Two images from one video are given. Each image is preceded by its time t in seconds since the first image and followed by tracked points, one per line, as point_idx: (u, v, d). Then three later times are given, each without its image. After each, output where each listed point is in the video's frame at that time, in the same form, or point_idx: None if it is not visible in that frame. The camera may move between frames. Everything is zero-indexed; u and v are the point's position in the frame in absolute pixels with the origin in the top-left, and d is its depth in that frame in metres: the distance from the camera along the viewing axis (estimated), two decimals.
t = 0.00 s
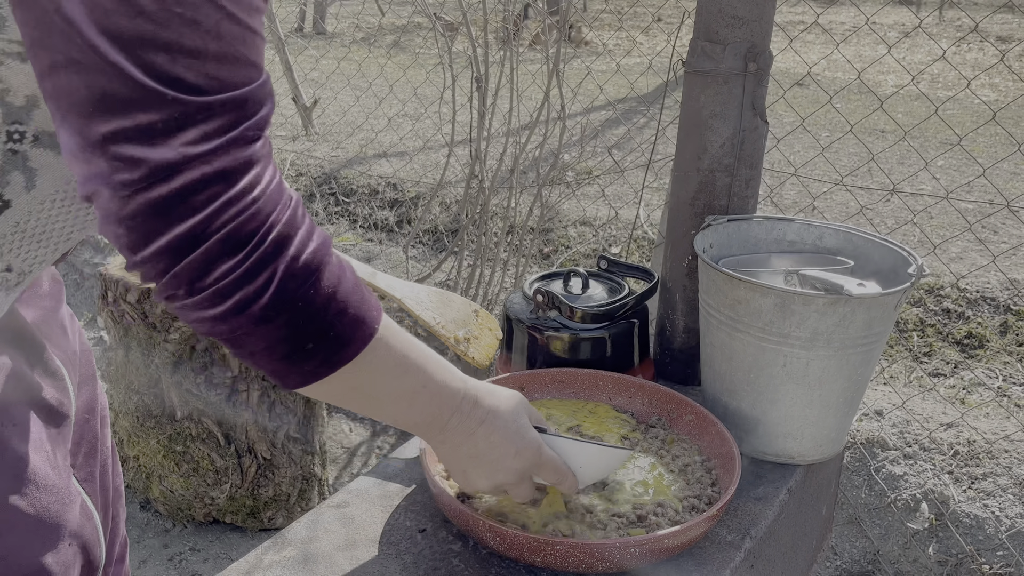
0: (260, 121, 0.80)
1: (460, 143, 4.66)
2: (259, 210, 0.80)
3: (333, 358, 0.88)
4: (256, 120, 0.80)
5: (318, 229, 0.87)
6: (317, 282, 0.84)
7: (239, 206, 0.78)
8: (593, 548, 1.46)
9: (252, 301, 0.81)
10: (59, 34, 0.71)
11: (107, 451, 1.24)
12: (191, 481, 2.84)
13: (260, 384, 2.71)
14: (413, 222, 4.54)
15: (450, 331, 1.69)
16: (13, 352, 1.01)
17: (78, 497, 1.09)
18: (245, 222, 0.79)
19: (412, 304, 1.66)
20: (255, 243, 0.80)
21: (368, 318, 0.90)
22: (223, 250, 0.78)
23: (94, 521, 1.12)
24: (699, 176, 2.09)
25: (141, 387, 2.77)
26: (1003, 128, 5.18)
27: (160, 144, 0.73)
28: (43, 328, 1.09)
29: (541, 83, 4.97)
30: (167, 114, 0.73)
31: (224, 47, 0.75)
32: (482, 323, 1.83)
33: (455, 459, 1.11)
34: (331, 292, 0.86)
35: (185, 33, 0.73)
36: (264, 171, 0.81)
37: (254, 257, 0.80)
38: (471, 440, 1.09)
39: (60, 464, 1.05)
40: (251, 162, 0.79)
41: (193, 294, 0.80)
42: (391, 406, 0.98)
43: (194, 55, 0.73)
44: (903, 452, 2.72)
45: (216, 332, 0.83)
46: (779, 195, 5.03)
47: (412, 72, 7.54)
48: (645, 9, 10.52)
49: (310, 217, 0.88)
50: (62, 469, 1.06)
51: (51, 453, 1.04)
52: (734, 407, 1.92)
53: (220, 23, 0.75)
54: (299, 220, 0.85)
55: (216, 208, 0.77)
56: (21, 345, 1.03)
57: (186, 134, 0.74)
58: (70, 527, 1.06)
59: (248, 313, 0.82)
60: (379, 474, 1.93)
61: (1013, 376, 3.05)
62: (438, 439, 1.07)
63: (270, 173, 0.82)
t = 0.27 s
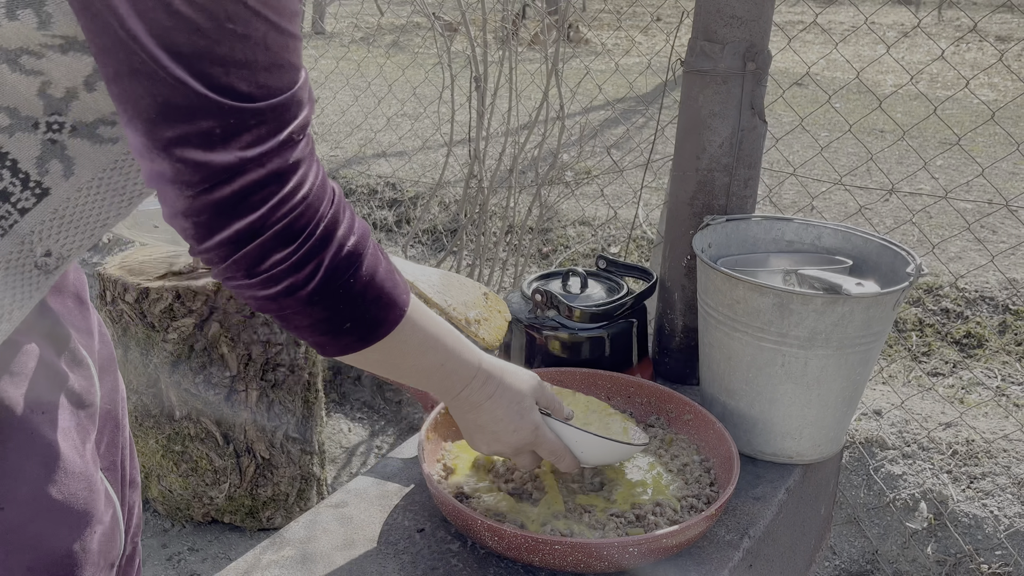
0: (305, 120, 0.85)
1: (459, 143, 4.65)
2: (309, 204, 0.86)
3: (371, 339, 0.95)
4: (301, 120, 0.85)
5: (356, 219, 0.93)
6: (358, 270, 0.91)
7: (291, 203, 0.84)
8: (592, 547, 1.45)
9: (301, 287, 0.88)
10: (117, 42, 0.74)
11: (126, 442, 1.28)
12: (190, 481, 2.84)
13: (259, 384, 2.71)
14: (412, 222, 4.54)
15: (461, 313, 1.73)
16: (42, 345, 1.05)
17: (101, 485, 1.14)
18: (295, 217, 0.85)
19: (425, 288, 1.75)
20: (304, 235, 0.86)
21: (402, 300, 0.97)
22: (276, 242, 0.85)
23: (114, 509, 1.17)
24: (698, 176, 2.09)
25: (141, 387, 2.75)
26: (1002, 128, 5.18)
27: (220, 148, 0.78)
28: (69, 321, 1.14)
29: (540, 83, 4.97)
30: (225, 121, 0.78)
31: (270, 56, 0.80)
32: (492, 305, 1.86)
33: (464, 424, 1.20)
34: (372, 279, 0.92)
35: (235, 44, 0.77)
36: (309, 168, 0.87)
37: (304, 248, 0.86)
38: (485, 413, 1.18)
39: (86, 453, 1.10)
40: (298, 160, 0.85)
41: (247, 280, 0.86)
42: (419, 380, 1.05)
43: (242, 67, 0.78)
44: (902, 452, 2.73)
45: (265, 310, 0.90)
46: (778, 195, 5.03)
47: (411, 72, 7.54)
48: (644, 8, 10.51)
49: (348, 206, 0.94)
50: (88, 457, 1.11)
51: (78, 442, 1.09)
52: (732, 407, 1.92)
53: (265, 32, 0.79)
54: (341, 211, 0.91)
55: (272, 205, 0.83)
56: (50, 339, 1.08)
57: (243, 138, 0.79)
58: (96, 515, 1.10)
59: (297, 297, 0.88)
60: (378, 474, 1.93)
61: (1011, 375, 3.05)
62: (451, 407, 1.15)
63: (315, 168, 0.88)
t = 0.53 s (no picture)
0: (333, 110, 0.91)
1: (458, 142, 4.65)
2: (340, 190, 0.93)
3: (396, 317, 1.02)
4: (329, 110, 0.90)
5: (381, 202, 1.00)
6: (383, 251, 0.98)
7: (322, 190, 0.91)
8: (591, 547, 1.46)
9: (331, 265, 0.95)
10: (156, 44, 0.81)
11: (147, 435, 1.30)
12: (189, 481, 2.83)
13: (258, 383, 2.71)
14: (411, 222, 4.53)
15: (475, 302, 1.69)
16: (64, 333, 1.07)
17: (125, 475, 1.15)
18: (326, 201, 0.92)
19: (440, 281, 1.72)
20: (335, 219, 0.93)
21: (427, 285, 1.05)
22: (309, 226, 0.91)
23: (139, 499, 1.18)
24: (697, 175, 2.09)
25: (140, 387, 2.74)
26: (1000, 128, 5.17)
27: (257, 139, 0.85)
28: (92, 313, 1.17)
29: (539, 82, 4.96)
30: (261, 115, 0.84)
31: (299, 51, 0.85)
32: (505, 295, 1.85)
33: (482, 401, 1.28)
34: (396, 259, 1.00)
35: (266, 41, 0.82)
36: (339, 156, 0.93)
37: (335, 231, 0.93)
38: (499, 394, 1.26)
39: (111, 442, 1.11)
40: (329, 149, 0.91)
41: (283, 259, 0.93)
42: (439, 357, 1.14)
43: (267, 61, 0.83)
44: (901, 451, 2.73)
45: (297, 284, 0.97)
46: (776, 195, 5.03)
47: (410, 72, 7.54)
48: (643, 8, 10.51)
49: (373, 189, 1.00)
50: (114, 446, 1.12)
51: (104, 430, 1.10)
52: (731, 406, 1.92)
53: (294, 28, 0.84)
54: (367, 195, 0.97)
55: (304, 193, 0.89)
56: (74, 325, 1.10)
57: (279, 129, 0.85)
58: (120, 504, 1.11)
59: (325, 275, 0.96)
60: (377, 474, 1.93)
61: (1010, 375, 3.06)
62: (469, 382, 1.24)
63: (344, 155, 0.94)
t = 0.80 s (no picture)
0: (318, 101, 0.88)
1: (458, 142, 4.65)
2: (321, 181, 0.90)
3: (377, 310, 0.99)
4: (314, 101, 0.88)
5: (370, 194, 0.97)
6: (367, 244, 0.95)
7: (303, 180, 0.88)
8: (590, 547, 1.46)
9: (308, 255, 0.93)
10: (145, 36, 0.81)
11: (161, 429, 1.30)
12: (188, 481, 2.82)
13: (258, 384, 2.71)
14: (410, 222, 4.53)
15: (485, 297, 1.59)
16: (80, 325, 1.07)
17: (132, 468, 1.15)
18: (307, 193, 0.89)
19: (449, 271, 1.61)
20: (316, 209, 0.91)
21: (412, 277, 1.01)
22: (288, 215, 0.89)
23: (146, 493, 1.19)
24: (696, 176, 2.10)
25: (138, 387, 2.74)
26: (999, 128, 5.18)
27: (236, 130, 0.83)
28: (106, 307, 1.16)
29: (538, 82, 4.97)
30: (240, 105, 0.82)
31: (283, 42, 0.83)
32: (518, 291, 1.69)
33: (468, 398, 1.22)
34: (380, 252, 0.97)
35: (248, 33, 0.81)
36: (324, 146, 0.90)
37: (315, 221, 0.91)
38: (478, 392, 1.19)
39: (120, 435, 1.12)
40: (313, 139, 0.88)
41: (264, 245, 0.92)
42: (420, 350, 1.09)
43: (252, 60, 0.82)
44: (900, 451, 2.73)
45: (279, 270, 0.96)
46: (776, 195, 5.04)
47: (409, 72, 7.54)
48: (642, 7, 10.51)
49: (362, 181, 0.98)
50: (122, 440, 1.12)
51: (112, 423, 1.10)
52: (730, 407, 1.92)
53: (281, 19, 0.82)
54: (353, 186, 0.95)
55: (281, 183, 0.87)
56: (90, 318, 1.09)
57: (258, 119, 0.83)
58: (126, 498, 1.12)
59: (303, 263, 0.93)
60: (376, 474, 1.93)
61: (1009, 375, 3.06)
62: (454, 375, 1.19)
63: (329, 146, 0.91)
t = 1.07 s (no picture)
0: (248, 73, 0.89)
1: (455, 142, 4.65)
2: (242, 148, 0.90)
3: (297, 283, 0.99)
4: (242, 72, 0.88)
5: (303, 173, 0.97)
6: (290, 218, 0.95)
7: (224, 148, 0.89)
8: (587, 546, 1.46)
9: (225, 224, 0.93)
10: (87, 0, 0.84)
11: (161, 427, 1.34)
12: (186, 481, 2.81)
13: (255, 383, 2.72)
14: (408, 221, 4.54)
15: (490, 289, 1.60)
16: (81, 320, 1.10)
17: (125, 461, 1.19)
18: (228, 161, 0.90)
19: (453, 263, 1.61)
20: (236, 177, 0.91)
21: (338, 255, 1.01)
22: (206, 181, 0.90)
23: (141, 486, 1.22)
24: (693, 175, 2.10)
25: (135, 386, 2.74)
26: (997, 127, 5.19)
27: (157, 91, 0.85)
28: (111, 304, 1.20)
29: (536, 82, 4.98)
30: (161, 68, 0.84)
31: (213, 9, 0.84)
32: (526, 283, 1.70)
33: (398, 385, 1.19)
34: (303, 227, 0.96)
35: None
36: (253, 118, 0.91)
37: (234, 190, 0.91)
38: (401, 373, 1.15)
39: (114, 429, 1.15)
40: (238, 109, 0.89)
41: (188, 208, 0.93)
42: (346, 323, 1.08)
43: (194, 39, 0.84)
44: (897, 450, 2.73)
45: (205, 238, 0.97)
46: (774, 195, 5.04)
47: (407, 71, 7.54)
48: (640, 7, 10.51)
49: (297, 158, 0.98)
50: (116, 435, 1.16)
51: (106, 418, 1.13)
52: (727, 405, 1.92)
53: None
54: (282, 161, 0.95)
55: (197, 148, 0.88)
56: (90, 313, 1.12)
57: (180, 84, 0.85)
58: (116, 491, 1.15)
59: (221, 233, 0.94)
60: (373, 473, 1.93)
61: (1006, 374, 3.07)
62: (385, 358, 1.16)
63: (259, 119, 0.92)
